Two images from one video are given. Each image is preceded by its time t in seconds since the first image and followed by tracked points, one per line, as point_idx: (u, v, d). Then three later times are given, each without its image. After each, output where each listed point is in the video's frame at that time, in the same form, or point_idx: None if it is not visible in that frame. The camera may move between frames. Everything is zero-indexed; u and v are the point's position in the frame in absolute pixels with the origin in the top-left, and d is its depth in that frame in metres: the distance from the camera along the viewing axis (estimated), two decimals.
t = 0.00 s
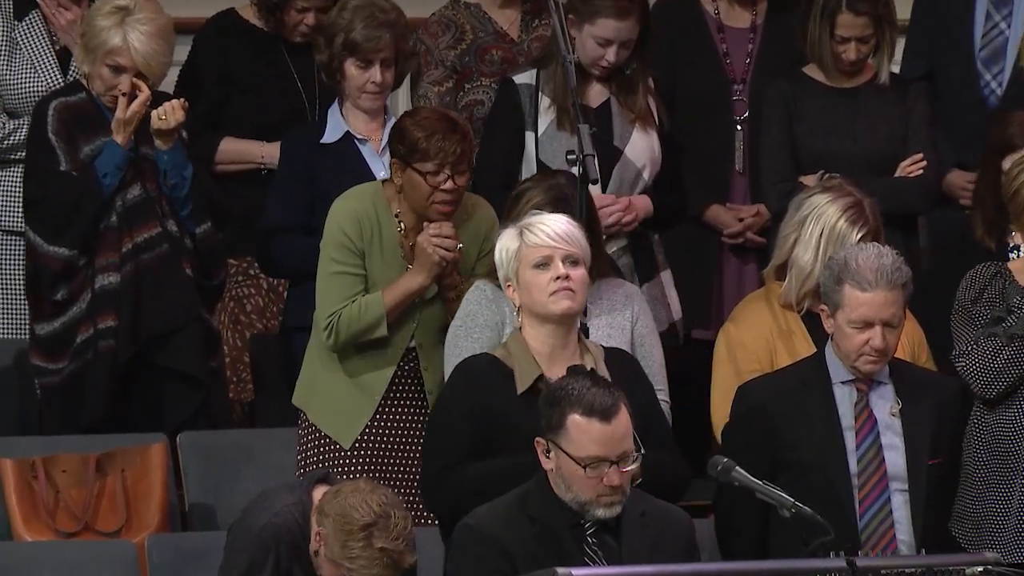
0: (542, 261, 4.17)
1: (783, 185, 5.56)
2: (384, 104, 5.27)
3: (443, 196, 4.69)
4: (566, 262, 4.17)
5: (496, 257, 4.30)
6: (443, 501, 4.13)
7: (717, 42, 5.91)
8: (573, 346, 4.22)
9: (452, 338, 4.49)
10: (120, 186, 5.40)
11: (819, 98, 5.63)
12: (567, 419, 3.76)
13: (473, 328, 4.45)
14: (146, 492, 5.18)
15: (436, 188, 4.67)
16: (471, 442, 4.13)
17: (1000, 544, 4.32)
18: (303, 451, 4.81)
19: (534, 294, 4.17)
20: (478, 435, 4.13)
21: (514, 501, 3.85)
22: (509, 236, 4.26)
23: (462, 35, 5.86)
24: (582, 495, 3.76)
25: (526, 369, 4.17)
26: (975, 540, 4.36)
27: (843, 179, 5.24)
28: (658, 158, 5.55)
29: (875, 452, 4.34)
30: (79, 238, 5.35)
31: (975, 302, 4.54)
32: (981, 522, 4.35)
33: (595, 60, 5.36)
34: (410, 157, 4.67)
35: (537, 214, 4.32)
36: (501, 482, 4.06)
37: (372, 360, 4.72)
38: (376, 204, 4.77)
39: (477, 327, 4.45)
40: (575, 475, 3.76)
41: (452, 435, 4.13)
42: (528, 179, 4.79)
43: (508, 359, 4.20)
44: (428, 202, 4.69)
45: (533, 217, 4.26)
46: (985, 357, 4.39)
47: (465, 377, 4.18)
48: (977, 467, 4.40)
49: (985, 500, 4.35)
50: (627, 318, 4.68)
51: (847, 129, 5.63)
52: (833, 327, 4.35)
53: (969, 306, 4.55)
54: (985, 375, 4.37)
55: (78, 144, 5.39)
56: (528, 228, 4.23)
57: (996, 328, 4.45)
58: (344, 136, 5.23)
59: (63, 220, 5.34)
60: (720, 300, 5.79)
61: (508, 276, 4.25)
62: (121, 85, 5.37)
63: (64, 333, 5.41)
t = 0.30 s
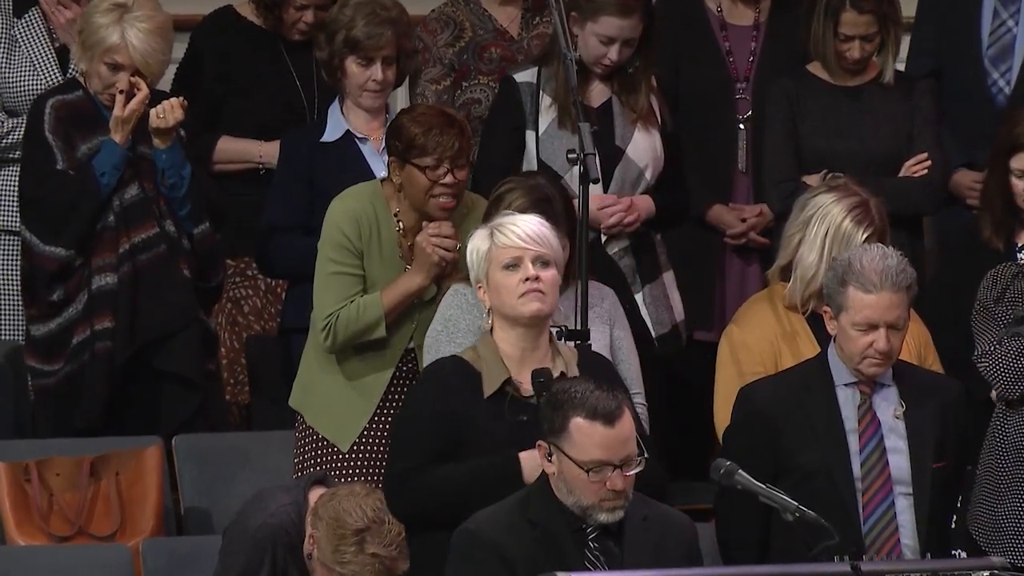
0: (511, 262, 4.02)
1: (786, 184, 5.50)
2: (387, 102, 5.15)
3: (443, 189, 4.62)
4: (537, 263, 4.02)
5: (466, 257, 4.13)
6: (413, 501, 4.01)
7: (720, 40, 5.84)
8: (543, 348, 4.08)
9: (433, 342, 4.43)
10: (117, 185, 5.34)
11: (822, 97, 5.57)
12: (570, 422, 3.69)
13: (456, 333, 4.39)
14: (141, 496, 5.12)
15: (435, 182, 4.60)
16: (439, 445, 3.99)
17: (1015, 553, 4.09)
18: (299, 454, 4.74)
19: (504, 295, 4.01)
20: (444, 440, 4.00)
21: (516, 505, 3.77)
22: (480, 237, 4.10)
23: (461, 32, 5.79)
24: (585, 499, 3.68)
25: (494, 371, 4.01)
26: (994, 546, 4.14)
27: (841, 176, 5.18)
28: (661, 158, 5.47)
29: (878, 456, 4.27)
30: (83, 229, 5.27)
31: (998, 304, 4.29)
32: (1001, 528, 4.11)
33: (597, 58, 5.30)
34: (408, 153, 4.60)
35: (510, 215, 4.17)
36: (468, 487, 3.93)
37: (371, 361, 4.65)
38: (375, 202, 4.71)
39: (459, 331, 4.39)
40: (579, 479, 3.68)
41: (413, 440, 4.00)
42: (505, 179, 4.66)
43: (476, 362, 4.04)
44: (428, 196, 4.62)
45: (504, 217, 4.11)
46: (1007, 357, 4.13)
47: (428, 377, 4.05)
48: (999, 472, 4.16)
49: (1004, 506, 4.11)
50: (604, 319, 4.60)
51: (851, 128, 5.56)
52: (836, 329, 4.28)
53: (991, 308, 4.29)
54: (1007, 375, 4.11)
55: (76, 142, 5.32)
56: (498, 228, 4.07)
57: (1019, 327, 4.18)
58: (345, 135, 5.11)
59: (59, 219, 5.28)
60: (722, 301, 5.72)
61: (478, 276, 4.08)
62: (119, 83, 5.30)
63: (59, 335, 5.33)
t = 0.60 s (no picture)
0: (492, 265, 3.80)
1: (788, 184, 5.42)
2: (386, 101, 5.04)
3: (444, 198, 4.57)
4: (518, 267, 3.80)
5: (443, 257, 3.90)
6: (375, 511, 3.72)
7: (723, 39, 5.76)
8: (521, 352, 3.85)
9: (422, 344, 4.35)
10: (114, 186, 5.25)
11: (826, 96, 5.49)
12: (571, 424, 3.49)
13: (446, 331, 4.32)
14: (136, 501, 5.04)
15: (437, 190, 4.56)
16: (413, 450, 3.71)
17: None
18: (295, 458, 4.68)
19: (482, 299, 3.79)
20: (419, 444, 3.72)
21: (519, 507, 3.54)
22: (459, 237, 3.88)
23: (462, 30, 5.70)
24: (585, 503, 3.48)
25: (472, 377, 3.77)
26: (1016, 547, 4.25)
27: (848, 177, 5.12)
28: (663, 157, 5.40)
29: (884, 459, 4.20)
30: (79, 231, 5.19)
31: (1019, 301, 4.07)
32: None
33: (598, 57, 5.22)
34: (409, 161, 4.55)
35: (490, 215, 3.95)
36: (442, 497, 3.66)
37: (369, 371, 4.58)
38: (376, 211, 4.64)
39: (447, 330, 4.33)
40: (579, 482, 3.48)
41: (387, 442, 3.72)
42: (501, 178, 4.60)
43: (454, 365, 3.80)
44: (429, 206, 4.57)
45: (485, 218, 3.89)
46: None
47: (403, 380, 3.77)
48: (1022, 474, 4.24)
49: None
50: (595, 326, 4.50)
51: (855, 127, 5.49)
52: (840, 332, 4.22)
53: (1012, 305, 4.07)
54: None
55: (71, 144, 5.25)
56: (479, 228, 3.86)
57: None
58: (344, 136, 5.00)
59: (53, 219, 5.19)
60: (725, 303, 5.64)
61: (456, 277, 3.86)
62: (117, 81, 5.19)
63: (53, 338, 5.25)
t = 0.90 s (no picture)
0: (490, 269, 3.70)
1: (793, 185, 5.35)
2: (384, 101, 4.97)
3: (446, 210, 4.48)
4: (515, 271, 3.70)
5: (435, 260, 3.79)
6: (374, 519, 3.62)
7: (727, 38, 5.68)
8: (516, 357, 3.74)
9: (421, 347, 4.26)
10: (110, 190, 5.06)
11: (831, 96, 5.42)
12: (577, 427, 3.40)
13: (444, 332, 4.23)
14: (131, 508, 4.96)
15: (439, 203, 4.47)
16: (411, 457, 3.61)
17: None
18: (293, 462, 4.62)
19: (479, 303, 3.69)
20: (417, 450, 3.62)
21: (520, 514, 3.46)
22: (453, 239, 3.77)
23: (464, 30, 5.62)
24: (589, 508, 3.38)
25: (467, 382, 3.66)
26: None
27: (859, 179, 5.06)
28: (666, 159, 5.32)
29: (892, 464, 4.13)
30: (75, 234, 5.00)
31: None
32: None
33: (601, 55, 5.15)
34: (411, 171, 4.46)
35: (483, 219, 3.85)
36: (444, 503, 3.57)
37: (367, 379, 4.50)
38: (376, 218, 4.55)
39: (443, 330, 4.24)
40: (583, 486, 3.39)
41: (383, 448, 3.61)
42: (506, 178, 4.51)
43: (449, 370, 3.69)
44: (430, 219, 4.47)
45: (478, 221, 3.79)
46: None
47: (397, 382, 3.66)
48: None
49: None
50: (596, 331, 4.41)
51: (861, 127, 5.41)
52: (845, 334, 4.15)
53: None
54: None
55: (69, 147, 5.04)
56: (474, 231, 3.75)
57: None
58: (342, 137, 4.93)
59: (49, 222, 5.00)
60: (729, 306, 5.57)
61: (450, 281, 3.75)
62: (122, 68, 5.01)
63: (48, 344, 5.08)
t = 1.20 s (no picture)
0: (506, 270, 3.73)
1: (797, 186, 5.28)
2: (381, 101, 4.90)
3: (443, 213, 4.40)
4: (530, 273, 3.74)
5: (447, 262, 3.81)
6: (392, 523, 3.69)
7: (731, 38, 5.60)
8: (529, 361, 3.79)
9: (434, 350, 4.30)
10: (107, 193, 4.82)
11: (837, 96, 5.35)
12: (580, 433, 3.42)
13: (456, 335, 4.26)
14: (127, 515, 4.85)
15: (436, 206, 4.39)
16: (431, 460, 3.67)
17: None
18: (290, 470, 4.54)
19: (496, 305, 3.72)
20: (437, 453, 3.68)
21: (524, 520, 3.51)
22: (467, 240, 3.79)
23: (464, 29, 5.55)
24: (592, 515, 3.42)
25: (486, 386, 3.71)
26: None
27: (864, 180, 4.99)
28: (670, 161, 5.26)
29: (898, 468, 4.07)
30: (75, 235, 4.77)
31: None
32: None
33: (604, 56, 5.08)
34: (408, 172, 4.39)
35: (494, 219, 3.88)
36: (465, 505, 3.65)
37: (364, 383, 4.44)
38: (373, 219, 4.47)
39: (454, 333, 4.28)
40: (587, 493, 3.42)
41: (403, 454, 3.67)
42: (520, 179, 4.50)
43: (464, 373, 3.74)
44: (427, 221, 4.40)
45: (491, 221, 3.82)
46: None
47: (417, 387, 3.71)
48: None
49: None
50: (610, 334, 4.38)
51: (867, 128, 5.34)
52: (850, 336, 4.08)
53: None
54: None
55: (65, 148, 4.82)
56: (488, 232, 3.78)
57: None
58: (338, 137, 4.86)
59: (46, 227, 4.77)
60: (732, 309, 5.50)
61: (464, 283, 3.77)
62: (124, 67, 4.86)
63: (44, 349, 4.82)
